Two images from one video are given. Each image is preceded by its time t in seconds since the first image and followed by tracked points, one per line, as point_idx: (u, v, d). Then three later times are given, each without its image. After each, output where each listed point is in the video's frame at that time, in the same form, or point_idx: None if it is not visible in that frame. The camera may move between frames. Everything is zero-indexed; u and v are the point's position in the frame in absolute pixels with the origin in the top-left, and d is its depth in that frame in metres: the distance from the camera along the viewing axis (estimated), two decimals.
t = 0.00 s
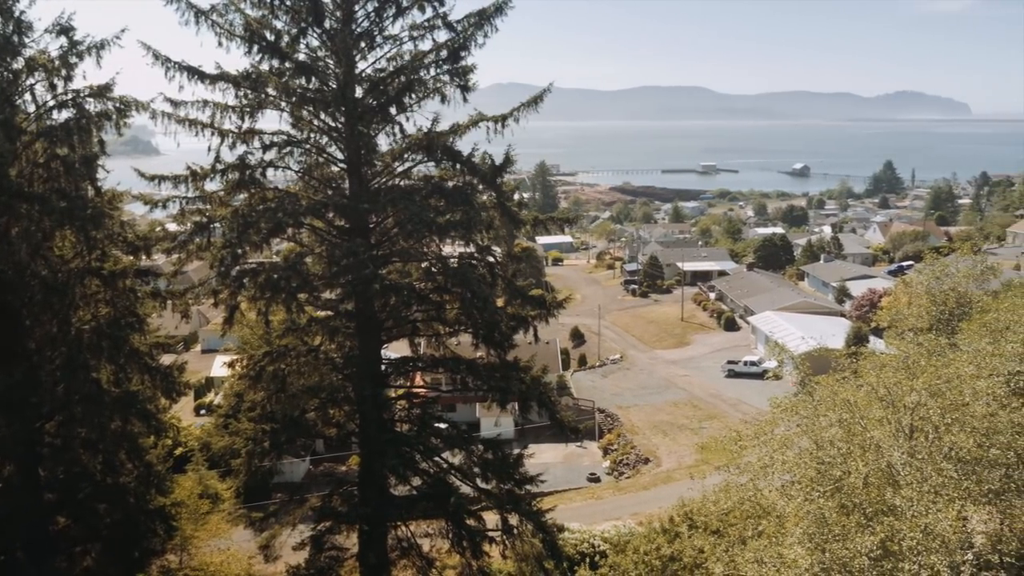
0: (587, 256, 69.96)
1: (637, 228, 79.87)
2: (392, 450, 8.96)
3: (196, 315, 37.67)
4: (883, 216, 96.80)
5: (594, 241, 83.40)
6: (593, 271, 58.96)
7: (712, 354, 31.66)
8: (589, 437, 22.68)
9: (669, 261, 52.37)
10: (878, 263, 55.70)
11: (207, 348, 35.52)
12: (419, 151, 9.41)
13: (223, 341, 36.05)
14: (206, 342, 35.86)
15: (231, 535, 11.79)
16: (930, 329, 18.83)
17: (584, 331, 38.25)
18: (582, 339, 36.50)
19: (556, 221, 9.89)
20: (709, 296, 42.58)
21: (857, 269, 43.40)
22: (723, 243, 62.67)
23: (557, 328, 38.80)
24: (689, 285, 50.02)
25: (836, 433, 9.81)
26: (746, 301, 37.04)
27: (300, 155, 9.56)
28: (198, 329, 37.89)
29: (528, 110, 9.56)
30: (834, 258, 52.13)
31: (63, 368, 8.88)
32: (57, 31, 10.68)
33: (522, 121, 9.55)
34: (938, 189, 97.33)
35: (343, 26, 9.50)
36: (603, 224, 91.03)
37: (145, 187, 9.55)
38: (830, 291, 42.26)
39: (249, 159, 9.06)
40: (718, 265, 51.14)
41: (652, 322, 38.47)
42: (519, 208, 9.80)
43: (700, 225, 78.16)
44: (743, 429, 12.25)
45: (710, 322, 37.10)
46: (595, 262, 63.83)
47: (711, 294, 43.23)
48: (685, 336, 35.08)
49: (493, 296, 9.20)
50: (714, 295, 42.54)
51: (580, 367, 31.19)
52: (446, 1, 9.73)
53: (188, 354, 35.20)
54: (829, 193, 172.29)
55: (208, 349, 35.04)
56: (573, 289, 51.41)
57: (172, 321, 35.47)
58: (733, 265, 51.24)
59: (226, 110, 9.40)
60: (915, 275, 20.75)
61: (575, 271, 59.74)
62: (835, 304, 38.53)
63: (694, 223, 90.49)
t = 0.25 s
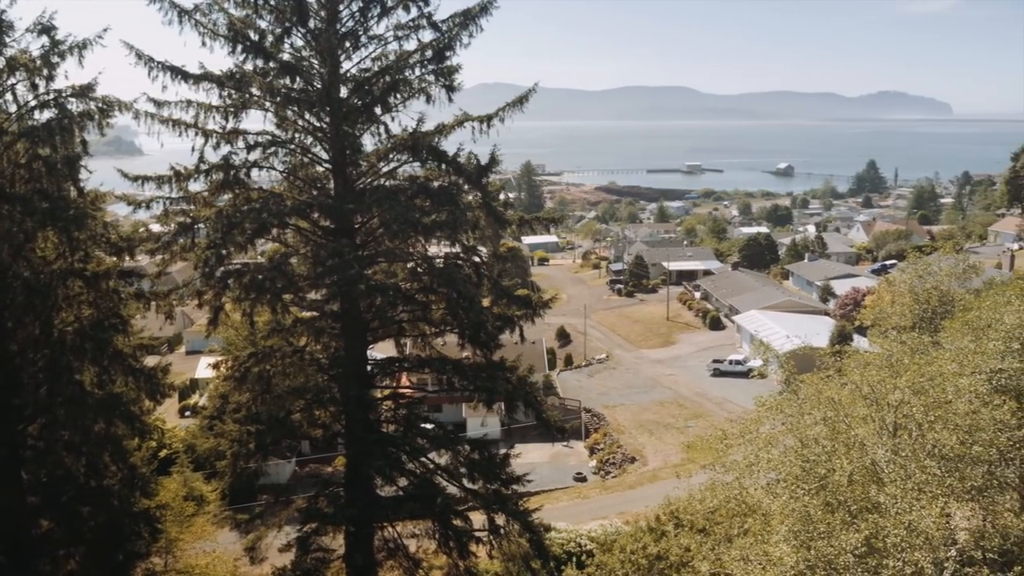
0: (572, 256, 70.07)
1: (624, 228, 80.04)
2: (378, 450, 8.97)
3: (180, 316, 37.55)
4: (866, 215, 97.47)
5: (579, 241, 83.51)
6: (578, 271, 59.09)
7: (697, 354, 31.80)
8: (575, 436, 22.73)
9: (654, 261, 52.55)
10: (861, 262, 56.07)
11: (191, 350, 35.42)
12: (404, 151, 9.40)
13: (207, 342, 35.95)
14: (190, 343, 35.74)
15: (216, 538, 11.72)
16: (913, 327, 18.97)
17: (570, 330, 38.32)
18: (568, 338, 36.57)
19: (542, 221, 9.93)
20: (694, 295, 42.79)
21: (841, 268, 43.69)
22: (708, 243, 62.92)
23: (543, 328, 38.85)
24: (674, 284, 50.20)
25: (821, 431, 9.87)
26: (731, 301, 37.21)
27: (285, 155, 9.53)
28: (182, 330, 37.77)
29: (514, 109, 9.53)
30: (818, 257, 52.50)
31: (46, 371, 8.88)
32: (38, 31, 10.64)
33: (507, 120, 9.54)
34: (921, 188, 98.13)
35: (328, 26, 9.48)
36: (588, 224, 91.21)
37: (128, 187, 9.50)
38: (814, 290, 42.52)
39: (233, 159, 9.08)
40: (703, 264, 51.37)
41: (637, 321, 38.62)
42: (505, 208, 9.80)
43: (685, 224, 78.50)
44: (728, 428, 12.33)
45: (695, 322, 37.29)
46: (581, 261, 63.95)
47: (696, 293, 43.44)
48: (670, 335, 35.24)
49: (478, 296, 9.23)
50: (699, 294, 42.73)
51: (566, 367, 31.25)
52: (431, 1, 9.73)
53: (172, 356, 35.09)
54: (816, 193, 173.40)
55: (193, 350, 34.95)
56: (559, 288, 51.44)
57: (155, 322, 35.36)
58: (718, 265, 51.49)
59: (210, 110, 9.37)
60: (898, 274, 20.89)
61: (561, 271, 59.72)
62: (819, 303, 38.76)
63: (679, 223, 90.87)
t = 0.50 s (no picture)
0: (558, 256, 70.16)
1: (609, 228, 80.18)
2: (364, 451, 8.97)
3: (163, 317, 37.34)
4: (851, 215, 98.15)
5: (565, 241, 83.59)
6: (565, 271, 59.15)
7: (682, 353, 31.95)
8: (561, 436, 22.75)
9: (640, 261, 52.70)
10: (845, 261, 56.45)
11: (175, 351, 35.26)
12: (390, 151, 9.38)
13: (192, 343, 35.80)
14: (174, 345, 35.57)
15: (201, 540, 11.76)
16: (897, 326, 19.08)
17: (556, 330, 38.35)
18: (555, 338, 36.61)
19: (528, 220, 9.97)
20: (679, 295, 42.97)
21: (824, 267, 44.00)
22: (693, 242, 63.14)
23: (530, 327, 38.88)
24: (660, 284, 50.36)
25: (805, 429, 9.91)
26: (716, 300, 37.35)
27: (269, 155, 9.49)
28: (166, 332, 37.58)
29: (499, 109, 9.57)
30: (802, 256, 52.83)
31: (28, 374, 8.92)
32: (19, 30, 10.57)
33: (492, 121, 9.56)
34: (903, 188, 98.97)
35: (312, 26, 9.46)
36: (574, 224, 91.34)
37: (111, 188, 9.46)
38: (798, 289, 42.79)
39: (217, 159, 9.03)
40: (688, 263, 51.54)
41: (623, 320, 38.72)
42: (490, 208, 9.81)
43: (671, 224, 78.79)
44: (714, 427, 12.39)
45: (680, 321, 37.45)
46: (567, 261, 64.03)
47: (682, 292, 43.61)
48: (656, 334, 35.36)
49: (464, 296, 9.26)
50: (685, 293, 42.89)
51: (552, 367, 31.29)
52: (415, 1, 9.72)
53: (156, 357, 34.90)
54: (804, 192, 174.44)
55: (177, 352, 34.81)
56: (544, 288, 51.45)
57: (139, 324, 35.20)
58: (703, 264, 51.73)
59: (193, 110, 9.33)
60: (881, 273, 21.02)
61: (547, 271, 59.72)
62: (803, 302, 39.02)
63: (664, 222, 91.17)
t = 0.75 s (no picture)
0: (543, 256, 70.32)
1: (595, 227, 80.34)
2: (350, 452, 8.92)
3: (146, 319, 37.16)
4: (829, 213, 98.86)
5: (550, 241, 83.62)
6: (550, 271, 59.24)
7: (667, 352, 32.11)
8: (547, 435, 22.79)
9: (624, 261, 52.85)
10: (828, 260, 56.87)
11: (159, 353, 35.13)
12: (374, 151, 9.33)
13: (175, 345, 35.65)
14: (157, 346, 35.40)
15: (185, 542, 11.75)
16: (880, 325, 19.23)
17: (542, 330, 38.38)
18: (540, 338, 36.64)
19: (513, 220, 10.01)
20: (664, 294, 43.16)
21: (808, 266, 44.30)
22: (677, 242, 63.39)
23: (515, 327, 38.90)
24: (644, 283, 50.56)
25: (789, 428, 9.95)
26: (701, 299, 37.50)
27: (253, 155, 9.45)
28: (150, 333, 37.55)
29: (483, 110, 9.58)
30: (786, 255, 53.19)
31: (10, 375, 8.85)
32: None
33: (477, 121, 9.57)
34: (885, 187, 99.83)
35: (296, 25, 9.43)
36: (559, 224, 91.49)
37: (93, 188, 9.42)
38: (782, 288, 43.06)
39: (201, 160, 8.95)
40: (672, 263, 51.72)
41: (608, 320, 38.83)
42: (475, 208, 9.83)
43: (656, 224, 79.12)
44: (700, 426, 12.45)
45: (665, 320, 37.60)
46: (552, 261, 64.13)
47: (667, 292, 43.80)
48: (641, 334, 35.49)
49: (450, 297, 9.26)
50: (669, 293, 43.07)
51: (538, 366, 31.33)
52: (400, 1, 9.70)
53: (139, 359, 34.75)
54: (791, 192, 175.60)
55: (161, 354, 34.70)
56: (529, 288, 51.45)
57: (122, 326, 35.04)
58: (687, 264, 51.98)
59: (176, 110, 9.28)
60: (864, 272, 21.18)
61: (532, 271, 59.72)
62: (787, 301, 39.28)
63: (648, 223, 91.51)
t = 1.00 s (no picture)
0: (527, 255, 70.35)
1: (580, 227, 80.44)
2: (336, 453, 8.92)
3: (129, 320, 36.92)
4: (812, 212, 99.66)
5: (535, 241, 83.75)
6: (535, 271, 59.31)
7: (652, 351, 32.25)
8: (532, 435, 22.82)
9: (609, 260, 53.02)
10: (812, 259, 57.26)
11: (141, 354, 34.94)
12: (358, 151, 9.35)
13: (158, 346, 35.46)
14: (140, 347, 35.17)
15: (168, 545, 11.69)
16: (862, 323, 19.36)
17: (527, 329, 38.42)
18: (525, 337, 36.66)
19: (498, 220, 10.04)
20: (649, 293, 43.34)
21: (791, 265, 44.58)
22: (662, 241, 63.60)
23: (501, 327, 38.92)
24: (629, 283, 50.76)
25: (774, 426, 10.01)
26: (685, 298, 37.68)
27: (237, 155, 9.42)
28: (132, 335, 37.33)
29: (468, 109, 9.58)
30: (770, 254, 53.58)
31: None
32: None
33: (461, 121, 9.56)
34: (867, 186, 100.80)
35: (279, 25, 9.41)
36: (544, 224, 91.66)
37: (74, 189, 9.35)
38: (766, 287, 43.32)
39: (183, 160, 8.89)
40: (657, 263, 51.91)
41: (593, 319, 38.96)
42: (460, 208, 9.84)
43: (640, 224, 79.52)
44: (685, 424, 12.53)
45: (650, 319, 37.80)
46: (537, 260, 64.21)
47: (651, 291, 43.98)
48: (626, 333, 35.64)
49: (434, 297, 9.27)
50: (654, 292, 43.26)
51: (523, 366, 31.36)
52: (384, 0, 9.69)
53: (121, 361, 34.53)
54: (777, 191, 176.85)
55: (143, 355, 34.51)
56: (514, 288, 51.43)
57: (104, 327, 34.80)
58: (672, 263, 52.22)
59: (159, 109, 9.23)
60: (847, 270, 21.33)
61: (518, 271, 59.70)
62: (771, 300, 39.51)
63: (632, 222, 91.84)
